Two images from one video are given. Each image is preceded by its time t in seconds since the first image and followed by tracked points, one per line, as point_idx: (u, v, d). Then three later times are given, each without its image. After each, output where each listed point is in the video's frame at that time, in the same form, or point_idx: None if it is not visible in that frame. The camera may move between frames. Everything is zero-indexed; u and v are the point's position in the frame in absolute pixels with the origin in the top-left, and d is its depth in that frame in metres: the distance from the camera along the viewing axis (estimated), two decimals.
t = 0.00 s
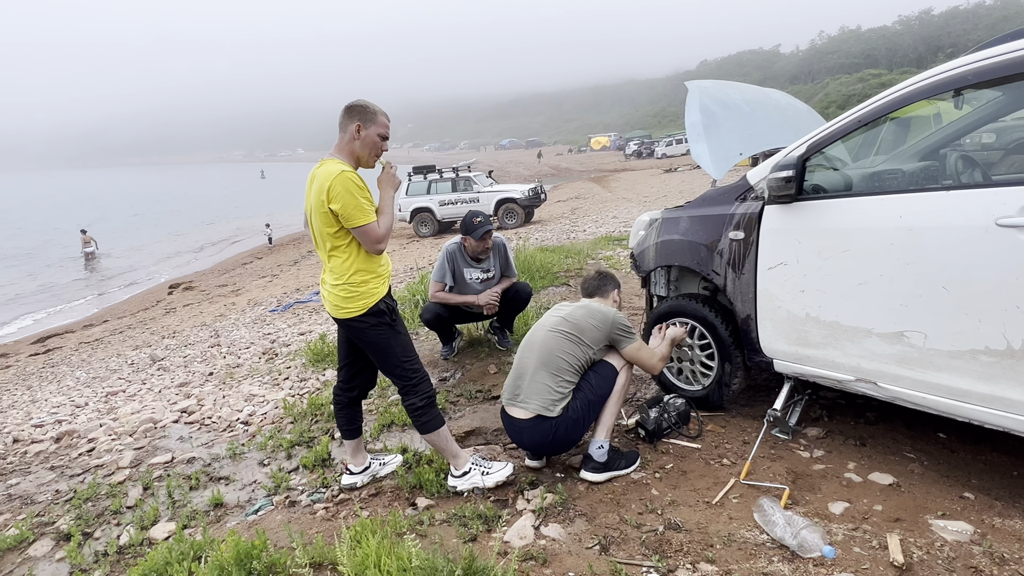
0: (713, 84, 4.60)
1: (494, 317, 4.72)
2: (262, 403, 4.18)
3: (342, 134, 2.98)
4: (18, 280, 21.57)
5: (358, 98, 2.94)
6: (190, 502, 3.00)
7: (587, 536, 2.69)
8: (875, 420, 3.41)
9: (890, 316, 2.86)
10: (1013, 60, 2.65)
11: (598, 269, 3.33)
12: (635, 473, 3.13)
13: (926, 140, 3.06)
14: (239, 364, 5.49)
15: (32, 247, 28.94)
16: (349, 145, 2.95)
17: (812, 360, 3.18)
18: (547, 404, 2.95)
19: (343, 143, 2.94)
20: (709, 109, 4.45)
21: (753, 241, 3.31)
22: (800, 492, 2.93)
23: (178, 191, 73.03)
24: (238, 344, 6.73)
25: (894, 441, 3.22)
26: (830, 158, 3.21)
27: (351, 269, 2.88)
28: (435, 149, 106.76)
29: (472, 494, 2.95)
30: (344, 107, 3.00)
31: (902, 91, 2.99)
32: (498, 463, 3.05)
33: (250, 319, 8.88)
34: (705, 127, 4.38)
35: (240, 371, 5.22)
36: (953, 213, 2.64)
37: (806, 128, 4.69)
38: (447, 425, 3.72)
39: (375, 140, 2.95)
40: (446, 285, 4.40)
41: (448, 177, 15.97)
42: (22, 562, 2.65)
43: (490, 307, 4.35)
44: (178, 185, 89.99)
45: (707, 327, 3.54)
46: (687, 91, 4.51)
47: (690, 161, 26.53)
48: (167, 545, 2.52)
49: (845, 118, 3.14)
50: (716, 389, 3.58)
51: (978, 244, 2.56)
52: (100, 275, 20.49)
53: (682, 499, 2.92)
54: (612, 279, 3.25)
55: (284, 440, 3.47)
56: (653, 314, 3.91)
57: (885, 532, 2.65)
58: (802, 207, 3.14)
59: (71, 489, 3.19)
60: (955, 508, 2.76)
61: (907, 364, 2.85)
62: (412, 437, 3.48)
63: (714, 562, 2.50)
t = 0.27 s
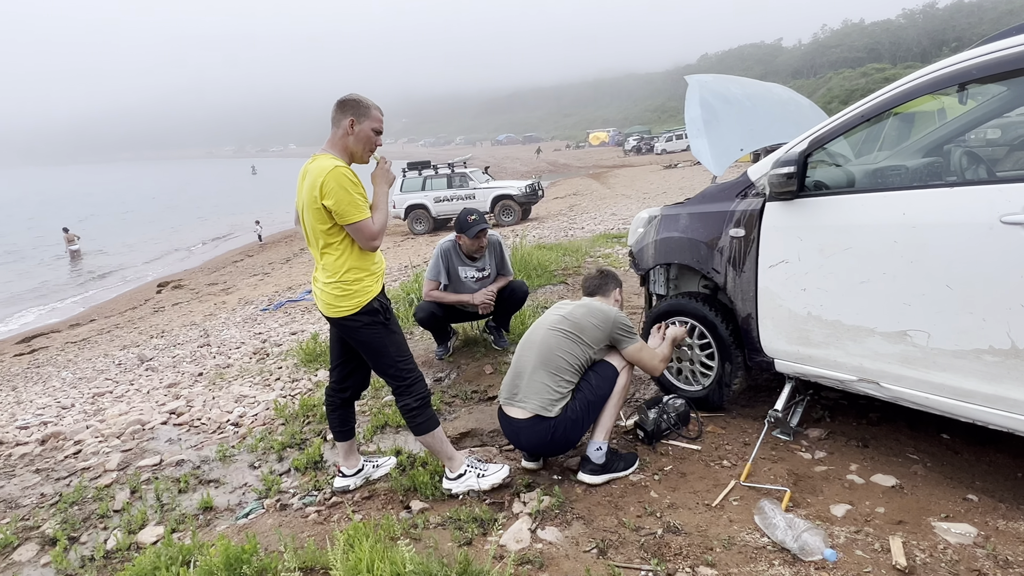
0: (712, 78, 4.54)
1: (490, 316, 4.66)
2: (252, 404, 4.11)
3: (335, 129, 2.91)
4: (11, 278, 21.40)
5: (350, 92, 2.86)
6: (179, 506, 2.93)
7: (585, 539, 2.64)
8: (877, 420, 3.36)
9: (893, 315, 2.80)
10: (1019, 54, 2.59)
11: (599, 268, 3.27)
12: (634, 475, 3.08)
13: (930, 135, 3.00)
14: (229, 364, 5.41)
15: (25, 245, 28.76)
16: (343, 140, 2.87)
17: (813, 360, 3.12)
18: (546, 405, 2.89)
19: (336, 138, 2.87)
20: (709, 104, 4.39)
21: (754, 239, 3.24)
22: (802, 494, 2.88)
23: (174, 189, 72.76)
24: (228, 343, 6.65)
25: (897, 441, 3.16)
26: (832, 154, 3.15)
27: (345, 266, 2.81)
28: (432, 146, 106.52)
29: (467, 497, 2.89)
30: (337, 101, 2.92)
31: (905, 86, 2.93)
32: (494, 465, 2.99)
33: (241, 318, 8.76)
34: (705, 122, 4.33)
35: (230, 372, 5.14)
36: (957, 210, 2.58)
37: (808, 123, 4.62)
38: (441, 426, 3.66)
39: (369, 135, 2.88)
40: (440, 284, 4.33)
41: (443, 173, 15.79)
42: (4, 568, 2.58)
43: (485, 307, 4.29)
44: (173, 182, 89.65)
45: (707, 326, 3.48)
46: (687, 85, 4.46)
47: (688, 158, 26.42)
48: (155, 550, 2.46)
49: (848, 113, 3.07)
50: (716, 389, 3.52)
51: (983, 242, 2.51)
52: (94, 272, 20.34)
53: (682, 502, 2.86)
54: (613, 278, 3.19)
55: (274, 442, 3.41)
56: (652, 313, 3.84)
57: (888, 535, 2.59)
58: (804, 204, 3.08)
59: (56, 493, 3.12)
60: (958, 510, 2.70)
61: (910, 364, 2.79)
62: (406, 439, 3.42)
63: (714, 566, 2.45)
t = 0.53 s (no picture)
0: (714, 70, 4.46)
1: (485, 316, 4.58)
2: (240, 407, 4.02)
3: (325, 123, 2.81)
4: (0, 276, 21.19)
5: (340, 84, 2.77)
6: (163, 511, 2.84)
7: (582, 544, 2.56)
8: (882, 422, 3.28)
9: (898, 314, 2.73)
10: None
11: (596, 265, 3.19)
12: (633, 478, 3.00)
13: (936, 130, 2.93)
14: (216, 365, 5.31)
15: (16, 243, 28.50)
16: (333, 134, 2.78)
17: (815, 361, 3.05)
18: (542, 406, 2.81)
19: (326, 132, 2.77)
20: (710, 97, 4.31)
21: (756, 236, 3.16)
22: (804, 497, 2.80)
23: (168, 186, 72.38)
24: (215, 343, 6.53)
25: (902, 444, 3.09)
26: (835, 149, 3.07)
27: (335, 264, 2.73)
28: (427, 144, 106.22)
29: (461, 502, 2.81)
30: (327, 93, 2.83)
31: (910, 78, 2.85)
32: (489, 468, 2.91)
33: (223, 319, 8.40)
34: (706, 115, 4.24)
35: (218, 373, 5.04)
36: (963, 206, 2.52)
37: (811, 116, 4.53)
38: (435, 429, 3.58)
39: (360, 128, 2.79)
40: (433, 283, 4.23)
41: (436, 168, 15.49)
42: None
43: (479, 307, 4.21)
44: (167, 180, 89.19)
45: (708, 325, 3.40)
46: (687, 77, 4.38)
47: (686, 154, 26.23)
48: (138, 557, 2.37)
49: (853, 106, 3.01)
50: (717, 390, 3.44)
51: (990, 239, 2.44)
52: (84, 270, 20.12)
53: (682, 506, 2.79)
54: (612, 276, 3.11)
55: (262, 445, 3.32)
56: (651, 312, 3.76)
57: (892, 539, 2.52)
58: (807, 200, 3.00)
59: (35, 499, 3.03)
60: (964, 514, 2.63)
61: (914, 364, 2.72)
62: (399, 442, 3.33)
63: (715, 572, 2.37)
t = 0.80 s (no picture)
0: (716, 63, 4.39)
1: (478, 316, 4.49)
2: (226, 409, 3.92)
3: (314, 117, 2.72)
4: None
5: (329, 77, 2.67)
6: (147, 518, 2.75)
7: (579, 550, 2.48)
8: (886, 424, 3.21)
9: (902, 313, 2.66)
10: None
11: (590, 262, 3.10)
12: (631, 483, 2.92)
13: (940, 126, 2.86)
14: (202, 367, 5.20)
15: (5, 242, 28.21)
16: (323, 128, 2.69)
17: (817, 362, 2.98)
18: (538, 409, 2.74)
19: (316, 126, 2.68)
20: (711, 90, 4.24)
21: (757, 234, 3.09)
22: (807, 501, 2.73)
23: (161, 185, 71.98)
24: (201, 344, 6.42)
25: (906, 446, 3.02)
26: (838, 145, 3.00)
27: (325, 262, 2.64)
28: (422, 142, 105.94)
29: (455, 507, 2.73)
30: (316, 86, 2.74)
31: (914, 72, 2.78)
32: (484, 473, 2.83)
33: (213, 318, 8.39)
34: (706, 109, 4.12)
35: (204, 374, 4.94)
36: (969, 203, 2.45)
37: (812, 112, 4.45)
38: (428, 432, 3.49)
39: (351, 122, 2.69)
40: (425, 282, 4.15)
41: (428, 164, 15.26)
42: None
43: (473, 307, 4.15)
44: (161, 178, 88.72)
45: (708, 325, 3.32)
46: (689, 70, 4.31)
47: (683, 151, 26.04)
48: (120, 565, 2.28)
49: (856, 101, 2.93)
50: (717, 392, 3.36)
51: (997, 235, 2.38)
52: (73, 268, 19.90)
53: (681, 510, 2.71)
54: (607, 274, 3.03)
55: (249, 449, 3.23)
56: (650, 311, 3.68)
57: (897, 544, 2.45)
58: (809, 196, 2.92)
59: (12, 505, 2.93)
60: (970, 518, 2.57)
61: (918, 364, 2.65)
62: (391, 446, 3.24)
63: None
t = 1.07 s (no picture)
0: (713, 58, 4.32)
1: (471, 316, 4.43)
2: (213, 412, 3.85)
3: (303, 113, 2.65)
4: None
5: (318, 71, 2.61)
6: (130, 524, 2.68)
7: (575, 556, 2.43)
8: (886, 426, 3.16)
9: (903, 313, 2.61)
10: None
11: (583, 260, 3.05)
12: (628, 486, 2.86)
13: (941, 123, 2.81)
14: (188, 369, 5.11)
15: None
16: (312, 124, 2.62)
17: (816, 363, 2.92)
18: (532, 412, 2.68)
19: (305, 122, 2.61)
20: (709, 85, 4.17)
21: (755, 233, 3.03)
22: (806, 505, 2.68)
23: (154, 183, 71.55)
24: (186, 346, 6.30)
25: (907, 448, 2.97)
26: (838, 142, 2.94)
27: (314, 261, 2.57)
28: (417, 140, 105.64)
29: (448, 512, 2.66)
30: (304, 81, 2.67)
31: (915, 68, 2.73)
32: (477, 476, 2.76)
33: (199, 318, 8.24)
34: (705, 105, 4.04)
35: (191, 376, 4.85)
36: (971, 201, 2.41)
37: (811, 109, 4.40)
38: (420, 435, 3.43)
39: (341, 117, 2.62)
40: (417, 281, 4.08)
41: (420, 160, 15.00)
42: None
43: (465, 307, 4.09)
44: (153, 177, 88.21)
45: (705, 325, 3.26)
46: (686, 65, 4.24)
47: (680, 147, 25.77)
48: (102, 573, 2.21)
49: (856, 97, 2.86)
50: (715, 394, 3.30)
51: (999, 235, 2.33)
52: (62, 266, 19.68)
53: (679, 515, 2.66)
54: (601, 272, 2.97)
55: (236, 453, 3.15)
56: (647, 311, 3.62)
57: (898, 548, 2.41)
58: (808, 194, 2.87)
59: None
60: (972, 521, 2.52)
61: (919, 366, 2.61)
62: (381, 449, 3.18)
63: None
